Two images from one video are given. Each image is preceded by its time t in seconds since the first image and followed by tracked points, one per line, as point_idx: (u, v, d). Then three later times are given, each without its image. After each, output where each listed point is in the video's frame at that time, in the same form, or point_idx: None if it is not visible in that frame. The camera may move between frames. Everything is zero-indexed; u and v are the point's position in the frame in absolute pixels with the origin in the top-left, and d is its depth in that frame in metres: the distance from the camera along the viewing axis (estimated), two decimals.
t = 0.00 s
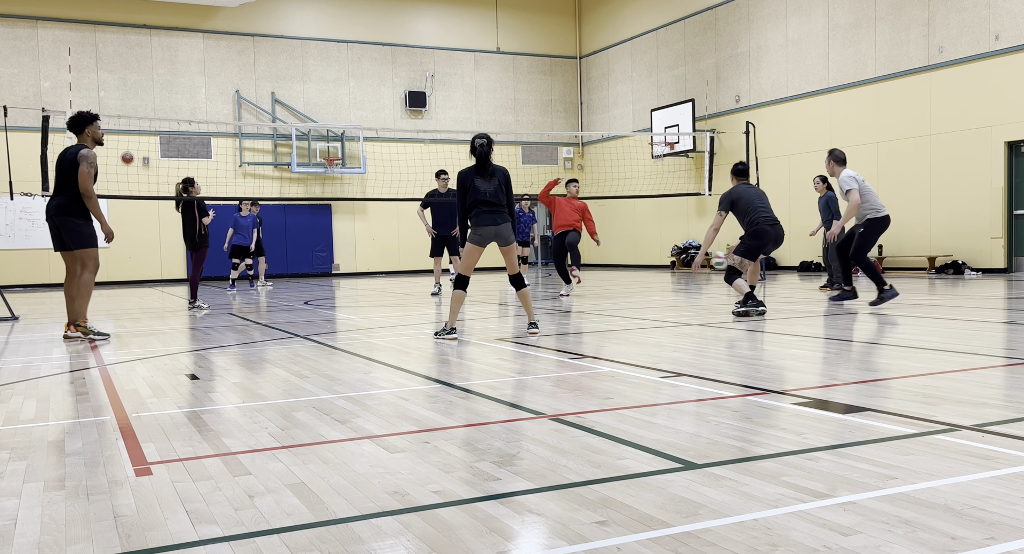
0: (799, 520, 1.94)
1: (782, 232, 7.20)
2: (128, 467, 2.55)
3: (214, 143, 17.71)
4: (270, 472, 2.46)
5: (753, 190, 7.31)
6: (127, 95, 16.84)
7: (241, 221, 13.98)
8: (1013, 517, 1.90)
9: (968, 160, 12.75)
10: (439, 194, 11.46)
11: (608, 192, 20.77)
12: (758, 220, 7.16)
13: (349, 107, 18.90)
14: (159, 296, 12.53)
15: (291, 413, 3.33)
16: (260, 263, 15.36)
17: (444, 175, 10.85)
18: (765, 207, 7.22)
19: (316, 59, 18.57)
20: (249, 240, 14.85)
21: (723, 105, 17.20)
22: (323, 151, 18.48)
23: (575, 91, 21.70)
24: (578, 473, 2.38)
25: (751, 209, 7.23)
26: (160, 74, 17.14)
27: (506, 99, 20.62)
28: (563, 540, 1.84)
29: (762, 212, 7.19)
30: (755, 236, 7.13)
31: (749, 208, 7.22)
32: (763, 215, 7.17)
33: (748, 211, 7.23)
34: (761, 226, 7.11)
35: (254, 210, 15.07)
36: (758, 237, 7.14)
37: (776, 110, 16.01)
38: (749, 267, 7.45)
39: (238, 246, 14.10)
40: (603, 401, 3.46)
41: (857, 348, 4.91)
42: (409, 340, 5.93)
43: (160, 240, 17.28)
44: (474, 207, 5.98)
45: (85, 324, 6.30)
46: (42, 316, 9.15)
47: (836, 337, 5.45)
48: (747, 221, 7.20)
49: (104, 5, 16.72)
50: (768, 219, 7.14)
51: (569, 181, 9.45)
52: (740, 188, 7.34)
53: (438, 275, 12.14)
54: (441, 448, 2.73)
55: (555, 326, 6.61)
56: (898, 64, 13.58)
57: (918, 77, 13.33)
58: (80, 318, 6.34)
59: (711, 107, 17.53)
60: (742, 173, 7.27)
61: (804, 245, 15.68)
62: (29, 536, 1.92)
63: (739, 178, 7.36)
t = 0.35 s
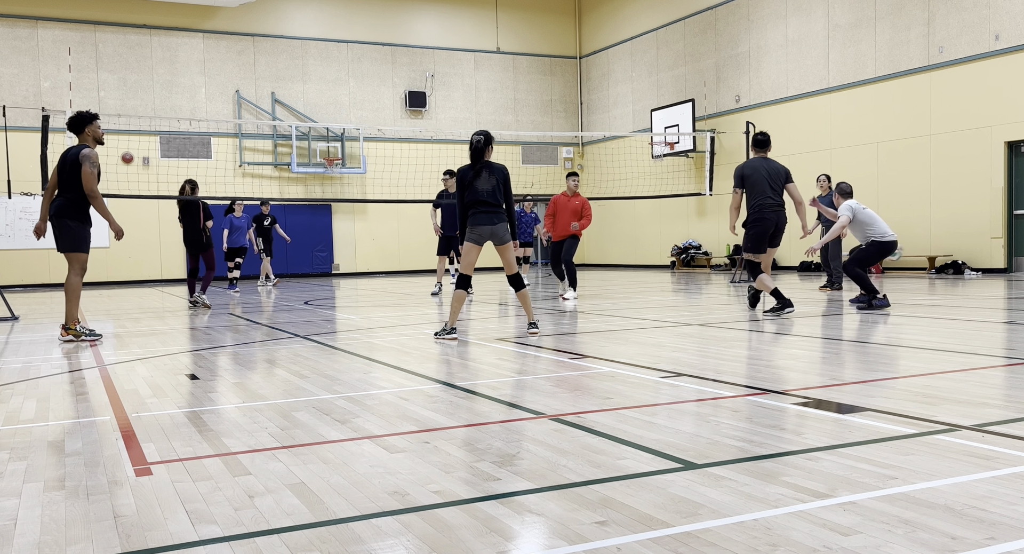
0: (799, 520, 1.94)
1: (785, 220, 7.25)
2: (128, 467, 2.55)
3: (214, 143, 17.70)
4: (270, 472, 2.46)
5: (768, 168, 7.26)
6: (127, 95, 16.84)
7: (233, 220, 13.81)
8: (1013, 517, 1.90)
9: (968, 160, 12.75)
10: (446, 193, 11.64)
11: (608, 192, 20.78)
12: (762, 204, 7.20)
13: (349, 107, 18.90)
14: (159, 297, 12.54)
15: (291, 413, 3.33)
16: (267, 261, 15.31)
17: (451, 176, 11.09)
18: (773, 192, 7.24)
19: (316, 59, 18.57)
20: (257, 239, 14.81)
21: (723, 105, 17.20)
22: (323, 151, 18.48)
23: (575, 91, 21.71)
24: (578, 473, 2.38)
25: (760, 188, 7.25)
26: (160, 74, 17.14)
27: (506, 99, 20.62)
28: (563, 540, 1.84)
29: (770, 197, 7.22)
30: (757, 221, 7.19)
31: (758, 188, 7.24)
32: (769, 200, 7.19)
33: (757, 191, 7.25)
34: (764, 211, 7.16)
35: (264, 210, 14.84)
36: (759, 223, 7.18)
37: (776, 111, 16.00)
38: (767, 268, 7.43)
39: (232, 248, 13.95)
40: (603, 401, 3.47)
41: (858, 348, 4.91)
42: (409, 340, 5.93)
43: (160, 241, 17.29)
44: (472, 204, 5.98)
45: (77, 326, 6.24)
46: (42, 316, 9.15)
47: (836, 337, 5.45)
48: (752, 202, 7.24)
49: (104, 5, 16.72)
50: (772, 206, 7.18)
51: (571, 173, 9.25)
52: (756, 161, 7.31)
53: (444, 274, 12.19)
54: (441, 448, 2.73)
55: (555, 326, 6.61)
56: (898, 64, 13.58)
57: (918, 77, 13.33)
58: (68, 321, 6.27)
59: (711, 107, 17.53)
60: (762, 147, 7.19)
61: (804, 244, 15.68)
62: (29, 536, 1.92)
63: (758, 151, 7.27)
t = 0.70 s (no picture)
0: (799, 520, 1.94)
1: (796, 207, 7.29)
2: (128, 467, 2.55)
3: (214, 143, 17.69)
4: (270, 472, 2.46)
5: (779, 154, 7.27)
6: (127, 95, 16.83)
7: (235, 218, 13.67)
8: (1013, 517, 1.90)
9: (968, 160, 12.75)
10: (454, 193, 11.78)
11: (608, 192, 20.78)
12: (772, 191, 7.24)
13: (349, 107, 18.90)
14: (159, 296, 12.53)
15: (291, 414, 3.33)
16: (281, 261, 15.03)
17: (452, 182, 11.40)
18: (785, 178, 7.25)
19: (316, 59, 18.57)
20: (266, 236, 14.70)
21: (723, 105, 17.20)
22: (323, 151, 18.48)
23: (575, 91, 21.71)
24: (577, 473, 2.38)
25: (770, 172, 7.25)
26: (160, 74, 17.13)
27: (506, 99, 20.62)
28: (563, 540, 1.84)
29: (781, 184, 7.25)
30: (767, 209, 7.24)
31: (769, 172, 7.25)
32: (780, 187, 7.23)
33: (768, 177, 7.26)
34: (774, 199, 7.20)
35: (273, 210, 14.55)
36: (769, 209, 7.24)
37: (776, 110, 15.99)
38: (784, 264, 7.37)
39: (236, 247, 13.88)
40: (603, 401, 3.46)
41: (857, 348, 4.91)
42: (409, 340, 5.92)
43: (160, 240, 17.29)
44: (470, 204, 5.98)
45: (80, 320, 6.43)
46: (42, 316, 9.14)
47: (836, 337, 5.45)
48: (762, 188, 7.28)
49: (104, 5, 16.71)
50: (782, 193, 7.22)
51: (564, 163, 9.21)
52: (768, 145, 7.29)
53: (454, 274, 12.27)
54: (441, 448, 2.73)
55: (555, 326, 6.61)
56: (898, 64, 13.58)
57: (918, 77, 13.33)
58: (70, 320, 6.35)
59: (711, 107, 17.54)
60: (774, 131, 7.15)
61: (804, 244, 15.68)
62: (29, 536, 1.92)
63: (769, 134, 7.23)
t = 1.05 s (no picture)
0: (798, 520, 1.94)
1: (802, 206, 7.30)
2: (128, 467, 2.55)
3: (214, 143, 17.70)
4: (270, 472, 2.47)
5: (788, 153, 7.25)
6: (127, 95, 16.83)
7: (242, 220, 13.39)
8: (1012, 517, 1.90)
9: (968, 160, 12.74)
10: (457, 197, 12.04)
11: (608, 192, 20.79)
12: (779, 189, 7.25)
13: (349, 107, 18.90)
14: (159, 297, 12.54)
15: (291, 414, 3.33)
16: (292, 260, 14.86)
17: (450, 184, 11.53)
18: (792, 178, 7.25)
19: (316, 59, 18.57)
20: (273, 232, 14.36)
21: (723, 105, 17.20)
22: (323, 151, 18.48)
23: (575, 91, 21.71)
24: (577, 473, 2.38)
25: (777, 170, 7.25)
26: (160, 74, 17.14)
27: (506, 99, 20.63)
28: (563, 540, 1.84)
29: (788, 182, 7.24)
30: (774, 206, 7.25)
31: (779, 170, 7.23)
32: (787, 185, 7.23)
33: (777, 175, 7.24)
34: (781, 198, 7.22)
35: (282, 209, 14.02)
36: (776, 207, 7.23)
37: (776, 110, 15.98)
38: (789, 265, 7.33)
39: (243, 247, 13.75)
40: (603, 401, 3.46)
41: (857, 348, 4.91)
42: (409, 340, 5.92)
43: (160, 240, 17.29)
44: (470, 205, 5.99)
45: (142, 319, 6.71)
46: (42, 316, 9.13)
47: (836, 337, 5.45)
48: (770, 186, 7.27)
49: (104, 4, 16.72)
50: (789, 192, 7.23)
51: (554, 162, 9.21)
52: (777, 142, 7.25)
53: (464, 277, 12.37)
54: (441, 447, 2.73)
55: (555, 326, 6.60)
56: (898, 64, 13.58)
57: (918, 77, 13.33)
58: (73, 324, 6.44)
59: (711, 107, 17.55)
60: (783, 129, 7.12)
61: (804, 243, 15.69)
62: (30, 536, 1.92)
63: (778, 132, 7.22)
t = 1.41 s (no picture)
0: (798, 519, 1.94)
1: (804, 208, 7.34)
2: (128, 467, 2.55)
3: (214, 143, 17.71)
4: (270, 472, 2.46)
5: (795, 154, 7.26)
6: (127, 95, 16.83)
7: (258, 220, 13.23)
8: (1013, 517, 1.90)
9: (968, 160, 12.74)
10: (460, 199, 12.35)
11: (608, 192, 20.79)
12: (783, 189, 7.25)
13: (349, 107, 18.91)
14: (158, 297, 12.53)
15: (291, 413, 3.33)
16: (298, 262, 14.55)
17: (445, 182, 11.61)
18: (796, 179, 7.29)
19: (316, 59, 18.57)
20: (284, 232, 14.28)
21: (723, 105, 17.20)
22: (323, 151, 18.48)
23: (575, 91, 21.72)
24: (577, 473, 2.38)
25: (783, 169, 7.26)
26: (160, 74, 17.14)
27: (506, 99, 20.63)
28: (563, 540, 1.84)
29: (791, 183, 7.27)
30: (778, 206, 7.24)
31: (786, 170, 7.24)
32: (791, 185, 7.26)
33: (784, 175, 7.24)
34: (786, 198, 7.21)
35: (294, 209, 13.94)
36: (780, 207, 7.23)
37: (776, 110, 15.98)
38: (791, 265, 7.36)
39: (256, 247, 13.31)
40: (603, 401, 3.46)
41: (857, 348, 4.91)
42: (409, 340, 5.92)
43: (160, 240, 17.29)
44: (471, 205, 5.98)
45: (160, 320, 6.69)
46: (41, 316, 9.13)
47: (837, 337, 5.45)
48: (775, 186, 7.26)
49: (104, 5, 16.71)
50: (794, 193, 7.24)
51: (549, 163, 9.18)
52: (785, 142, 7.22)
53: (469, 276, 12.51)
54: (441, 448, 2.73)
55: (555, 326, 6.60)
56: (898, 64, 13.58)
57: (918, 77, 13.33)
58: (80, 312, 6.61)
59: (711, 107, 17.55)
60: (792, 129, 7.12)
61: (805, 243, 15.69)
62: (30, 536, 1.92)
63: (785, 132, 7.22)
